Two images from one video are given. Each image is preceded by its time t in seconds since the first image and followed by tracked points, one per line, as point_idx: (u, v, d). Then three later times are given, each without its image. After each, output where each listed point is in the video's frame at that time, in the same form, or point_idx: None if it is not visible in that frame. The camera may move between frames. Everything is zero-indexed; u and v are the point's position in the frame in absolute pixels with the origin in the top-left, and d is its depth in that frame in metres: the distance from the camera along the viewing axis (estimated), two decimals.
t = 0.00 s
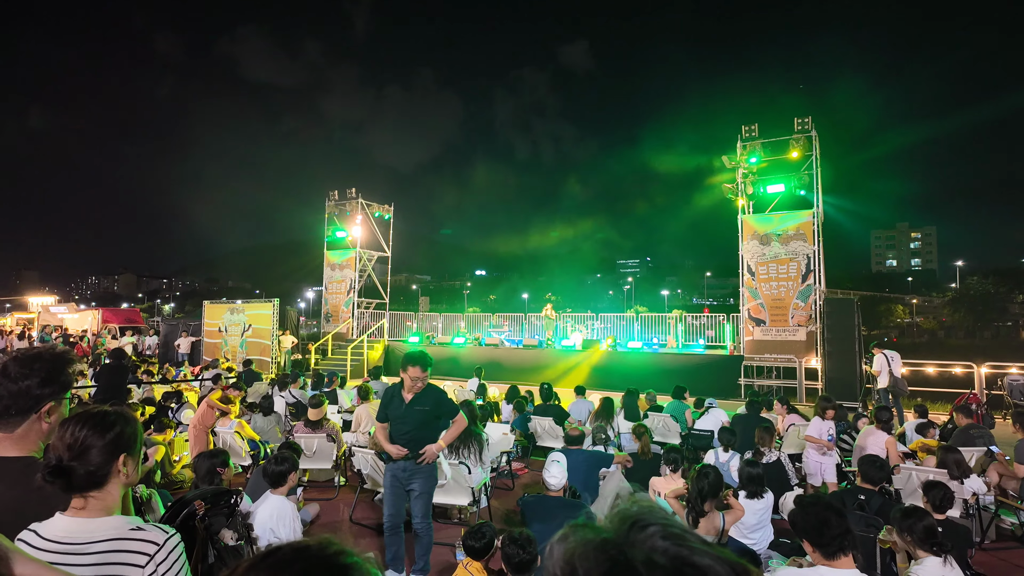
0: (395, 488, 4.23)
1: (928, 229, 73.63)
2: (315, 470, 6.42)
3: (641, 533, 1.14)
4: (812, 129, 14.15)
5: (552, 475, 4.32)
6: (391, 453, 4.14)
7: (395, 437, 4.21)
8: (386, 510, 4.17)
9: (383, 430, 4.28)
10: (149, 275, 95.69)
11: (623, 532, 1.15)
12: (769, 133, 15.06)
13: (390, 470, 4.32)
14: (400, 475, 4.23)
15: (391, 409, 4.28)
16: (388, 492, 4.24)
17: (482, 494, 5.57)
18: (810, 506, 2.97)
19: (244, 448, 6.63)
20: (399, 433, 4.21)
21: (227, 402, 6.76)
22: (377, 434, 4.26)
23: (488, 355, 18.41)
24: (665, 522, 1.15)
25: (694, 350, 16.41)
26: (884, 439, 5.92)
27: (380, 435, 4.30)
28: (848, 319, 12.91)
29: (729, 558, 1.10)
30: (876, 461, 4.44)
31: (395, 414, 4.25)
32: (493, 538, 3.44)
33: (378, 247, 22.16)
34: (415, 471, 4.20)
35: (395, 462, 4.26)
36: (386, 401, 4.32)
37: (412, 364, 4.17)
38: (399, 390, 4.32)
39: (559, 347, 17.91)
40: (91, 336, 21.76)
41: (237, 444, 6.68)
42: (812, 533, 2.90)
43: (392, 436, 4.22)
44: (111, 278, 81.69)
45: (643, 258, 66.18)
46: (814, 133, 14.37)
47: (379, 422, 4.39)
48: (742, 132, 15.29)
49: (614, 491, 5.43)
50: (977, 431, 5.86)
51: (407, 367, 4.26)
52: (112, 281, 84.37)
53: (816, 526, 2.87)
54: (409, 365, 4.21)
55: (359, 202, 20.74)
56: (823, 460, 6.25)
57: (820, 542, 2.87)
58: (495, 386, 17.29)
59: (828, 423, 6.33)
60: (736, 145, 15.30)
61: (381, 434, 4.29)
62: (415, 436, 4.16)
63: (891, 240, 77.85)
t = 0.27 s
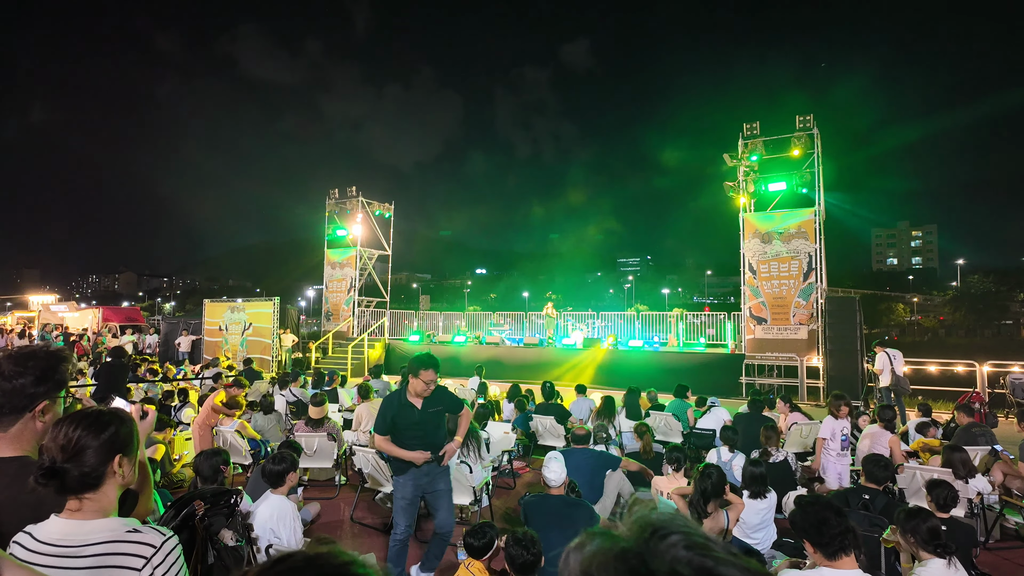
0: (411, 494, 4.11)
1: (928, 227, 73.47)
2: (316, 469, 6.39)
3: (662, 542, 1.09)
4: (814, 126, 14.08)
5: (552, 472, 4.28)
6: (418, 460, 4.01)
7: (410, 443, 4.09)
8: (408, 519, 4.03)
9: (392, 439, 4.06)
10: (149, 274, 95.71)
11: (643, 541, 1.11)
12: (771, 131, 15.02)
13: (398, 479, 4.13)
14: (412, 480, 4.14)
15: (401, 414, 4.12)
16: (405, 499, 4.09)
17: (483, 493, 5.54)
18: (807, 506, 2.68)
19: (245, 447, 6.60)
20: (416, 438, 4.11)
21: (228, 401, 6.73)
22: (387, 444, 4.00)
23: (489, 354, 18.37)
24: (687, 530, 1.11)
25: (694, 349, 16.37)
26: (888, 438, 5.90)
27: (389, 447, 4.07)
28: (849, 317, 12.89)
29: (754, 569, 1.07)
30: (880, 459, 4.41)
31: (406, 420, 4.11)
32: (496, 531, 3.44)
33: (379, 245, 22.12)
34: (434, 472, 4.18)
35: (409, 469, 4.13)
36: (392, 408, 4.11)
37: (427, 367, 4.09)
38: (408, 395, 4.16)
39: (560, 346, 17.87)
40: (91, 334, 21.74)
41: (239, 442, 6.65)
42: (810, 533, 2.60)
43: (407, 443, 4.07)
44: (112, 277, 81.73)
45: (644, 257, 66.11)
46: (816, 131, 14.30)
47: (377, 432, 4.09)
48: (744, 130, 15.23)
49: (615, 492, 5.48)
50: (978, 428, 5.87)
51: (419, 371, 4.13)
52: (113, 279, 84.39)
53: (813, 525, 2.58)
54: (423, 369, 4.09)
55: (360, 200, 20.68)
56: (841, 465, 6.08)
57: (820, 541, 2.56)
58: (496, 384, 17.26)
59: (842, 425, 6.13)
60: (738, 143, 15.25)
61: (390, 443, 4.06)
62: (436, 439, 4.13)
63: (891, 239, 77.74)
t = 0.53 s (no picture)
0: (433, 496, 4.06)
1: (929, 226, 73.29)
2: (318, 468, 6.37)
3: (703, 568, 1.09)
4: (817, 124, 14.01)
5: (553, 472, 4.26)
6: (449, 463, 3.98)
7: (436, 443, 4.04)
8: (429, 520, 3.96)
9: (418, 440, 3.98)
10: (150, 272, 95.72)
11: (683, 563, 1.11)
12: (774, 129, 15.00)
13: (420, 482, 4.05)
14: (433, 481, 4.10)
15: (429, 414, 4.05)
16: (428, 503, 4.03)
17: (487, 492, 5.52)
18: (809, 506, 2.65)
19: (248, 446, 6.57)
20: (440, 437, 4.07)
21: (230, 399, 6.70)
22: (415, 446, 3.91)
23: (490, 352, 18.33)
24: (730, 553, 1.11)
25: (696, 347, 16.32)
26: (892, 437, 5.88)
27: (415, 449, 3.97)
28: (852, 316, 12.84)
29: None
30: (886, 460, 4.38)
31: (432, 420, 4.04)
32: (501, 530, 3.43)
33: (380, 244, 22.08)
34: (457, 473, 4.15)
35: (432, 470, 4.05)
36: (420, 408, 4.03)
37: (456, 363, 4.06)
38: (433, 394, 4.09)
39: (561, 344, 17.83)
40: (92, 332, 21.72)
41: (241, 441, 6.62)
42: (811, 535, 2.57)
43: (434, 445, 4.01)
44: (113, 276, 81.77)
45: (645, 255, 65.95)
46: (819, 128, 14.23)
47: (402, 433, 3.99)
48: (746, 128, 15.16)
49: (619, 491, 5.60)
50: (980, 427, 5.88)
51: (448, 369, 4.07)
52: (114, 277, 84.41)
53: (814, 527, 2.55)
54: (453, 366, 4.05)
55: (361, 198, 20.63)
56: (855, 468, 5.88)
57: (822, 543, 2.53)
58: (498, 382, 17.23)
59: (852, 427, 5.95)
60: (740, 141, 15.23)
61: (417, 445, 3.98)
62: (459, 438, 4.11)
63: (893, 237, 77.51)
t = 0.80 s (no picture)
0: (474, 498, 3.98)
1: (933, 224, 72.99)
2: (322, 467, 6.36)
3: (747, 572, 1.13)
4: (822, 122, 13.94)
5: (560, 472, 4.24)
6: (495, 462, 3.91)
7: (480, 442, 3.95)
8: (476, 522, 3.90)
9: (464, 439, 3.88)
10: (153, 271, 95.97)
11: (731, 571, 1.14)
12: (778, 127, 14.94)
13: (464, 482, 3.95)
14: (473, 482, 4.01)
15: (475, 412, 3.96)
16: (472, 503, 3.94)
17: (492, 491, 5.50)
18: (813, 508, 2.61)
19: (252, 445, 6.56)
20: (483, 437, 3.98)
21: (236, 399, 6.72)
22: (462, 445, 3.82)
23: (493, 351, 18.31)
24: (772, 559, 1.15)
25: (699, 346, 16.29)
26: (899, 437, 5.86)
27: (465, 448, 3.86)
28: (856, 315, 12.80)
29: None
30: (894, 459, 4.35)
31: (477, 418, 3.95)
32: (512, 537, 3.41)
33: (382, 242, 22.07)
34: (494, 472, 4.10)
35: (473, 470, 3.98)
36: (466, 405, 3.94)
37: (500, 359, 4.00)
38: (475, 390, 4.00)
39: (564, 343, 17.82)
40: (96, 331, 21.77)
41: (246, 440, 6.62)
42: (817, 537, 2.52)
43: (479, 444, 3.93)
44: (116, 274, 81.90)
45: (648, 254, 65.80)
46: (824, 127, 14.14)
47: (447, 431, 3.87)
48: (750, 126, 15.10)
49: (624, 491, 5.62)
50: (985, 426, 5.87)
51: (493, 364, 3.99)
52: (117, 276, 84.66)
53: (818, 528, 2.50)
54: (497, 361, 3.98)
55: (364, 197, 20.61)
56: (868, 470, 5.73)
57: (828, 544, 2.47)
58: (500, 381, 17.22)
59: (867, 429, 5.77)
60: (744, 139, 15.17)
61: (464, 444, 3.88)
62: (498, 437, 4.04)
63: (896, 236, 77.26)
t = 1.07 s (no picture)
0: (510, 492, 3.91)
1: (939, 222, 72.48)
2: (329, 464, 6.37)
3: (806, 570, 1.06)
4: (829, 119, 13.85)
5: (573, 473, 4.21)
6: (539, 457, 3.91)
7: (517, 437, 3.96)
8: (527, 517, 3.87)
9: (509, 431, 3.83)
10: (158, 269, 96.43)
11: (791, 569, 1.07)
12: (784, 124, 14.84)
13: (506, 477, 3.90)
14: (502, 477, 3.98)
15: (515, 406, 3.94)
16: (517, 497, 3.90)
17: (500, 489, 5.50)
18: (826, 507, 2.59)
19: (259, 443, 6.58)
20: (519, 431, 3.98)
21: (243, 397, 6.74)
22: (510, 437, 3.76)
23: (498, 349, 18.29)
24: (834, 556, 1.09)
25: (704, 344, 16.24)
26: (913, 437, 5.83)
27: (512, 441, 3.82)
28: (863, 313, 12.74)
29: None
30: (905, 459, 4.32)
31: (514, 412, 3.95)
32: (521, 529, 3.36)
33: (387, 240, 22.09)
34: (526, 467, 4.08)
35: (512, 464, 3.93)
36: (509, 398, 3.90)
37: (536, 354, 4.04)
38: (514, 384, 3.99)
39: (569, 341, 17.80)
40: (103, 329, 21.91)
41: (253, 438, 6.63)
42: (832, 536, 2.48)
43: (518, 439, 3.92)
44: (122, 273, 82.36)
45: (652, 252, 65.65)
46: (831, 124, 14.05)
47: (494, 422, 3.79)
48: (756, 123, 15.01)
49: (633, 489, 5.59)
50: (995, 425, 5.83)
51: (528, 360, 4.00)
52: (123, 274, 85.13)
53: (830, 525, 2.49)
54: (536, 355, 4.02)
55: (368, 195, 20.63)
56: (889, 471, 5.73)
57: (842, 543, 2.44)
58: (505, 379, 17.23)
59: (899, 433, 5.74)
60: (750, 136, 15.08)
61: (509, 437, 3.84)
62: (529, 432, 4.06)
63: (901, 234, 76.85)
